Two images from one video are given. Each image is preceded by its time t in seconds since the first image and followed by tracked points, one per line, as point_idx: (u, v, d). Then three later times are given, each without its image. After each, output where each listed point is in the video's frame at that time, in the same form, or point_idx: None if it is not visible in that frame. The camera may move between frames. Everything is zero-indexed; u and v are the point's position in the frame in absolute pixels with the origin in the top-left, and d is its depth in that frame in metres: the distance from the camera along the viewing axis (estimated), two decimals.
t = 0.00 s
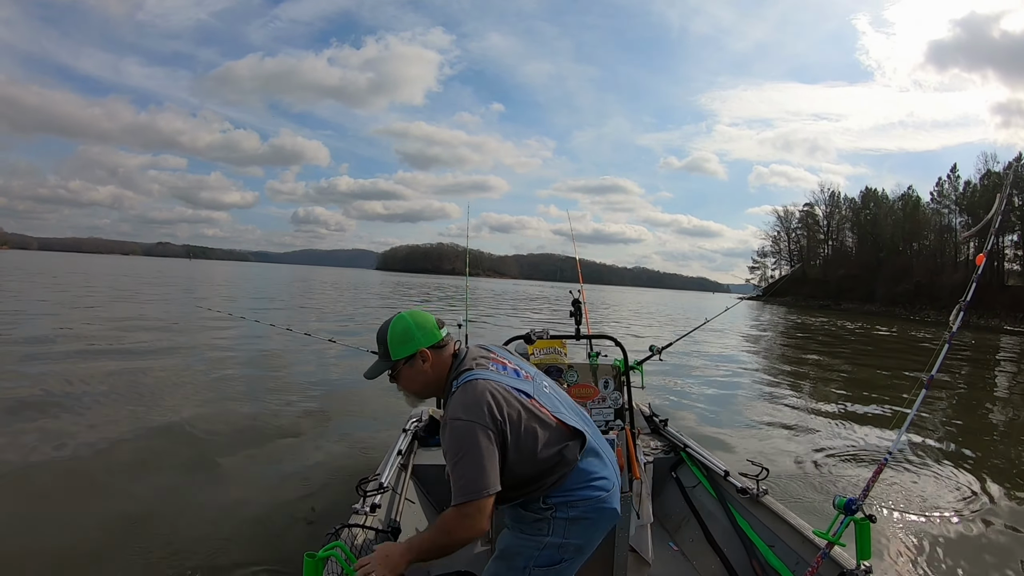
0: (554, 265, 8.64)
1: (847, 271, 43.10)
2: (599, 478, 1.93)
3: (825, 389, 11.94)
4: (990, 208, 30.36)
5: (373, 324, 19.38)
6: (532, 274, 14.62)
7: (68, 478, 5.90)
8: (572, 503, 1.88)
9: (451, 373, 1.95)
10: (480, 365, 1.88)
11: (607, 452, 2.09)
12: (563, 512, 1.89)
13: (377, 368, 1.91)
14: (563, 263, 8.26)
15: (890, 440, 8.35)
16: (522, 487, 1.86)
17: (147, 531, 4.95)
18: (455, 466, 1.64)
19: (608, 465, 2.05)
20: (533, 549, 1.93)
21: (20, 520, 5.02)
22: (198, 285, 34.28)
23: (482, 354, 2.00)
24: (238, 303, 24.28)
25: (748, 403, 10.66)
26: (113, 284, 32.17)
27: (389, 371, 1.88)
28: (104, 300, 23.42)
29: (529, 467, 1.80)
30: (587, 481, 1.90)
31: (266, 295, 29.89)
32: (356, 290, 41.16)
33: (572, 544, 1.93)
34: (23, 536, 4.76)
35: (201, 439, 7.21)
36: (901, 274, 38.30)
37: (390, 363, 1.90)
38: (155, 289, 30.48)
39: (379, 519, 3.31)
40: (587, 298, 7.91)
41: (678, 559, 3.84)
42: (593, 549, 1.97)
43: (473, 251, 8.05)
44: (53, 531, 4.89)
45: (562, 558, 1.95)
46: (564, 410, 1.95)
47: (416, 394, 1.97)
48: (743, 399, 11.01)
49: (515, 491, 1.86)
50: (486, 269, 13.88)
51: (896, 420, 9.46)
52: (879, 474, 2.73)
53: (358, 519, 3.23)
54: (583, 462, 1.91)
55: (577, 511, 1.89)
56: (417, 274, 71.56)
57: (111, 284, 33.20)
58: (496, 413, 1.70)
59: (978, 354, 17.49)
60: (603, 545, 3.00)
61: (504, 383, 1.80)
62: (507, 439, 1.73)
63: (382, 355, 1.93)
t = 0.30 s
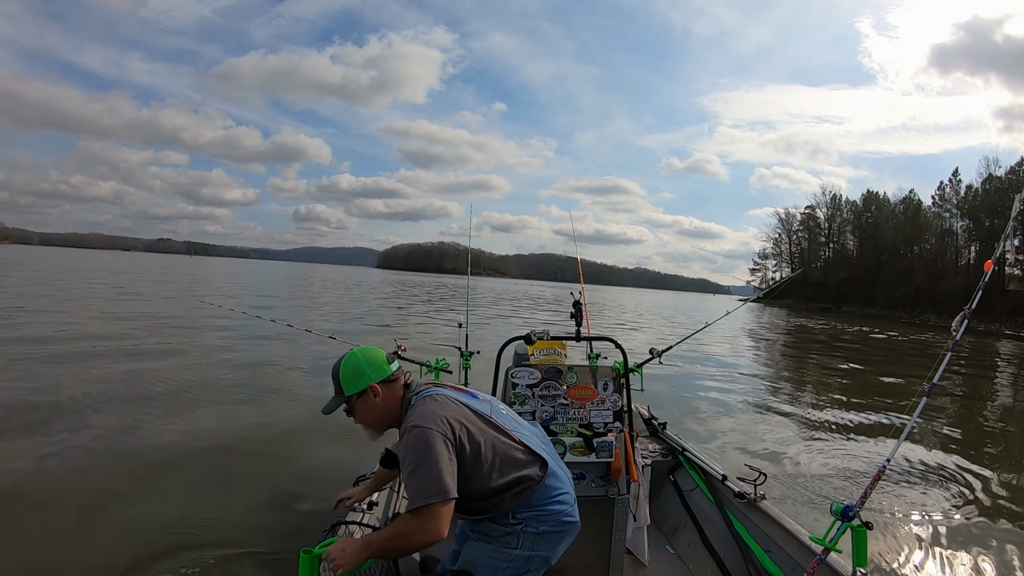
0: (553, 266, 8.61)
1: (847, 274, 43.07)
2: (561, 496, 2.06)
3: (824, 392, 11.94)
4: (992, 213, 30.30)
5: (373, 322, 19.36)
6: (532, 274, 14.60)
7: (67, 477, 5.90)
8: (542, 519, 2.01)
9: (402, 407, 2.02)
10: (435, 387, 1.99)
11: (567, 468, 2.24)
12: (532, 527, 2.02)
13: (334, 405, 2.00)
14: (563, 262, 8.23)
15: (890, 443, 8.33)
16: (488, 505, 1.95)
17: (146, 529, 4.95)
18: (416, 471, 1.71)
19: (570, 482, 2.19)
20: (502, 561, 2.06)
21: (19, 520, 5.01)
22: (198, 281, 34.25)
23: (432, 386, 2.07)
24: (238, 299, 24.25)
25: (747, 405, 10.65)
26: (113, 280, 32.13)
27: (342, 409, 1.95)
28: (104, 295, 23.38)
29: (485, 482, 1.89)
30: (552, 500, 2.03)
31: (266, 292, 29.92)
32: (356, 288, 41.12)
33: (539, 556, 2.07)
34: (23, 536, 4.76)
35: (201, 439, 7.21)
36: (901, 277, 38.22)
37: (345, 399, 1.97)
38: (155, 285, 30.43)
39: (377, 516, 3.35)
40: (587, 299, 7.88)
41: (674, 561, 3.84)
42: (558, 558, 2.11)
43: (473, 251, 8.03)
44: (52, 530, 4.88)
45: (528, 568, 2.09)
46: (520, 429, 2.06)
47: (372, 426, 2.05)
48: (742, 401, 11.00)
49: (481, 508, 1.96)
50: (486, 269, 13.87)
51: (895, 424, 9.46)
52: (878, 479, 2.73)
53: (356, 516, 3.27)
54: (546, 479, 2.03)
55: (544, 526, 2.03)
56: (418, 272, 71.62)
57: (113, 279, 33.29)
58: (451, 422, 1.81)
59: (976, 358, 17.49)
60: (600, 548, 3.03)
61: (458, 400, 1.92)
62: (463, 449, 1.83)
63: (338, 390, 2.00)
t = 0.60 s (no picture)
0: (553, 265, 8.62)
1: (848, 275, 43.07)
2: (522, 459, 2.29)
3: (822, 393, 11.97)
4: (992, 215, 30.27)
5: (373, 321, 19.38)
6: (533, 274, 14.62)
7: (69, 478, 5.90)
8: (512, 471, 2.20)
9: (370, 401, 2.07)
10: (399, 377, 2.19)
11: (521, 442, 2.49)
12: (501, 482, 2.18)
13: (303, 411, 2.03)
14: (563, 262, 8.24)
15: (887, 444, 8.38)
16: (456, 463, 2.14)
17: (148, 529, 4.99)
18: (399, 445, 1.88)
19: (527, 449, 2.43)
20: (481, 518, 2.15)
21: (23, 520, 5.02)
22: (199, 279, 34.29)
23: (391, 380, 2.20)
24: (238, 297, 24.28)
25: (746, 406, 10.67)
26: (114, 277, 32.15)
27: (314, 413, 1.99)
28: (104, 293, 23.42)
29: (453, 456, 2.10)
30: (514, 459, 2.24)
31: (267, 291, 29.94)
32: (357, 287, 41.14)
33: (515, 514, 2.19)
34: (28, 537, 4.77)
35: (203, 439, 7.22)
36: (901, 279, 38.26)
37: (314, 402, 2.00)
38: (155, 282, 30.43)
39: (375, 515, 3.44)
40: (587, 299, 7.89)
41: (673, 561, 3.86)
42: (530, 518, 2.23)
43: (473, 250, 8.03)
44: (56, 530, 4.91)
45: (506, 527, 2.19)
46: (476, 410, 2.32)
47: (343, 427, 2.08)
48: (742, 402, 11.01)
49: (451, 468, 2.14)
50: (486, 268, 13.88)
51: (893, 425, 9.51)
52: (877, 478, 2.73)
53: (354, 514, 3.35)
54: (505, 444, 2.27)
55: (512, 481, 2.19)
56: (418, 271, 71.66)
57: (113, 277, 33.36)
58: (425, 402, 2.01)
59: (975, 360, 17.50)
60: (598, 548, 3.03)
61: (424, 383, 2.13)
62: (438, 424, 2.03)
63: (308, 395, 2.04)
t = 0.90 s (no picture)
0: (554, 266, 8.62)
1: (848, 279, 43.09)
2: (525, 465, 2.23)
3: (823, 396, 11.99)
4: (993, 221, 30.28)
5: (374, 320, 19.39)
6: (534, 274, 14.63)
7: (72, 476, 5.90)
8: (508, 484, 2.17)
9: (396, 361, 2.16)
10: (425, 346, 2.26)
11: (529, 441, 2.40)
12: (499, 494, 2.17)
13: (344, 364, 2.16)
14: (565, 262, 8.25)
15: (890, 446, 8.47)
16: (457, 465, 2.14)
17: (152, 527, 5.03)
18: (413, 406, 1.92)
19: (533, 451, 2.35)
20: (476, 528, 2.18)
21: (27, 520, 5.02)
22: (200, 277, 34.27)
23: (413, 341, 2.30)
24: (240, 295, 24.28)
25: (747, 408, 10.68)
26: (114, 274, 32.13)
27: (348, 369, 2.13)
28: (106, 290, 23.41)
29: (466, 436, 2.10)
30: (515, 468, 2.19)
31: (267, 288, 29.94)
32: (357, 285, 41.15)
33: (510, 524, 2.21)
34: (32, 537, 4.76)
35: (204, 438, 7.22)
36: (902, 284, 38.28)
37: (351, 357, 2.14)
38: (156, 279, 30.42)
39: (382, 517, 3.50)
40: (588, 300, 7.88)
41: (680, 557, 3.87)
42: (525, 529, 2.25)
43: (475, 250, 8.06)
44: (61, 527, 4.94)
45: (502, 537, 2.23)
46: (492, 401, 2.25)
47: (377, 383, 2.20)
48: (742, 404, 11.01)
49: (453, 470, 2.15)
50: (487, 269, 13.91)
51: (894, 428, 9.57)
52: (883, 470, 2.73)
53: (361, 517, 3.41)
54: (510, 448, 2.20)
55: (510, 494, 2.18)
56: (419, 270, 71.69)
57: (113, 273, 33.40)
58: (437, 367, 2.05)
59: (976, 365, 17.53)
60: (605, 546, 3.03)
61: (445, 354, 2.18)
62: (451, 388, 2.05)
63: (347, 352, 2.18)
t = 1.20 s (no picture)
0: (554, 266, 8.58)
1: (848, 283, 43.09)
2: (526, 433, 2.34)
3: (821, 399, 12.00)
4: (994, 226, 30.24)
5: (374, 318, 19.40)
6: (534, 274, 14.63)
7: (71, 474, 5.89)
8: (517, 448, 2.25)
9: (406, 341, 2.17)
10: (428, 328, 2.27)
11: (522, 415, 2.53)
12: (507, 459, 2.22)
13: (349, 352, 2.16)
14: (565, 262, 8.23)
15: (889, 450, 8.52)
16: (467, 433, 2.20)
17: (147, 526, 5.03)
18: (427, 384, 1.95)
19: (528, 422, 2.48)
20: (486, 495, 2.20)
21: (25, 518, 5.01)
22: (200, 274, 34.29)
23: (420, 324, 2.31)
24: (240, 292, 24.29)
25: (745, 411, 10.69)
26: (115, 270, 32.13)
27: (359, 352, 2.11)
28: (106, 286, 23.42)
29: (475, 408, 2.16)
30: (520, 435, 2.28)
31: (267, 285, 29.91)
32: (358, 283, 41.14)
33: (517, 489, 2.26)
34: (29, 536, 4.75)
35: (204, 436, 7.22)
36: (902, 288, 38.27)
37: (359, 342, 2.13)
38: (157, 276, 30.42)
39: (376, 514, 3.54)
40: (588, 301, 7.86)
41: (674, 562, 3.88)
42: (530, 494, 2.30)
43: (474, 249, 8.06)
44: (56, 525, 4.95)
45: (510, 503, 2.26)
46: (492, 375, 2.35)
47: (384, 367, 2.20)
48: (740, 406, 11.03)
49: (463, 437, 2.20)
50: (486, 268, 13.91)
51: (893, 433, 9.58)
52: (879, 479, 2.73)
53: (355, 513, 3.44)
54: (512, 417, 2.30)
55: (518, 459, 2.24)
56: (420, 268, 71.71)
57: (114, 269, 33.39)
58: (446, 346, 2.07)
59: (975, 370, 17.53)
60: (600, 546, 3.03)
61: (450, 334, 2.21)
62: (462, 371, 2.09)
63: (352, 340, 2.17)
